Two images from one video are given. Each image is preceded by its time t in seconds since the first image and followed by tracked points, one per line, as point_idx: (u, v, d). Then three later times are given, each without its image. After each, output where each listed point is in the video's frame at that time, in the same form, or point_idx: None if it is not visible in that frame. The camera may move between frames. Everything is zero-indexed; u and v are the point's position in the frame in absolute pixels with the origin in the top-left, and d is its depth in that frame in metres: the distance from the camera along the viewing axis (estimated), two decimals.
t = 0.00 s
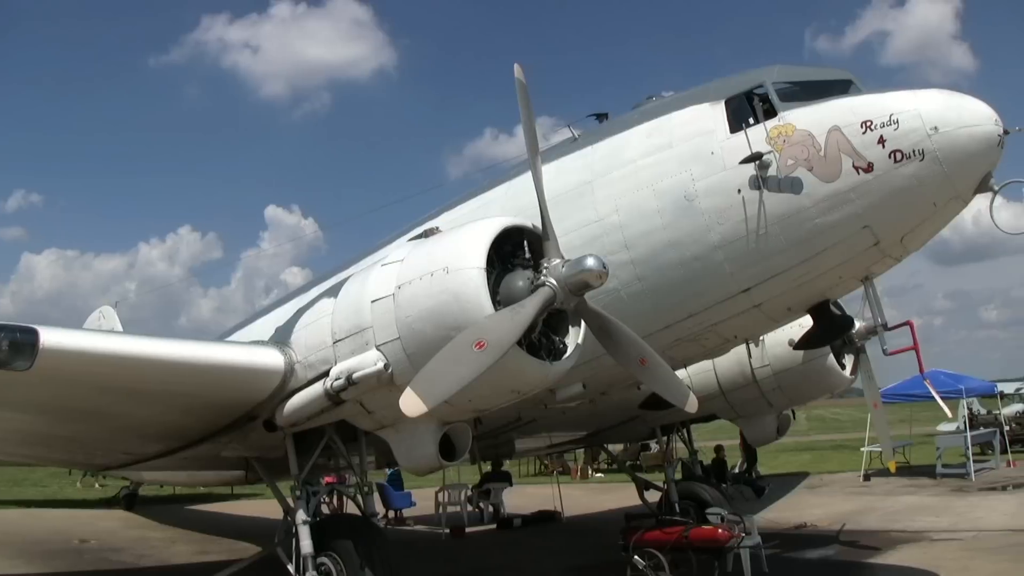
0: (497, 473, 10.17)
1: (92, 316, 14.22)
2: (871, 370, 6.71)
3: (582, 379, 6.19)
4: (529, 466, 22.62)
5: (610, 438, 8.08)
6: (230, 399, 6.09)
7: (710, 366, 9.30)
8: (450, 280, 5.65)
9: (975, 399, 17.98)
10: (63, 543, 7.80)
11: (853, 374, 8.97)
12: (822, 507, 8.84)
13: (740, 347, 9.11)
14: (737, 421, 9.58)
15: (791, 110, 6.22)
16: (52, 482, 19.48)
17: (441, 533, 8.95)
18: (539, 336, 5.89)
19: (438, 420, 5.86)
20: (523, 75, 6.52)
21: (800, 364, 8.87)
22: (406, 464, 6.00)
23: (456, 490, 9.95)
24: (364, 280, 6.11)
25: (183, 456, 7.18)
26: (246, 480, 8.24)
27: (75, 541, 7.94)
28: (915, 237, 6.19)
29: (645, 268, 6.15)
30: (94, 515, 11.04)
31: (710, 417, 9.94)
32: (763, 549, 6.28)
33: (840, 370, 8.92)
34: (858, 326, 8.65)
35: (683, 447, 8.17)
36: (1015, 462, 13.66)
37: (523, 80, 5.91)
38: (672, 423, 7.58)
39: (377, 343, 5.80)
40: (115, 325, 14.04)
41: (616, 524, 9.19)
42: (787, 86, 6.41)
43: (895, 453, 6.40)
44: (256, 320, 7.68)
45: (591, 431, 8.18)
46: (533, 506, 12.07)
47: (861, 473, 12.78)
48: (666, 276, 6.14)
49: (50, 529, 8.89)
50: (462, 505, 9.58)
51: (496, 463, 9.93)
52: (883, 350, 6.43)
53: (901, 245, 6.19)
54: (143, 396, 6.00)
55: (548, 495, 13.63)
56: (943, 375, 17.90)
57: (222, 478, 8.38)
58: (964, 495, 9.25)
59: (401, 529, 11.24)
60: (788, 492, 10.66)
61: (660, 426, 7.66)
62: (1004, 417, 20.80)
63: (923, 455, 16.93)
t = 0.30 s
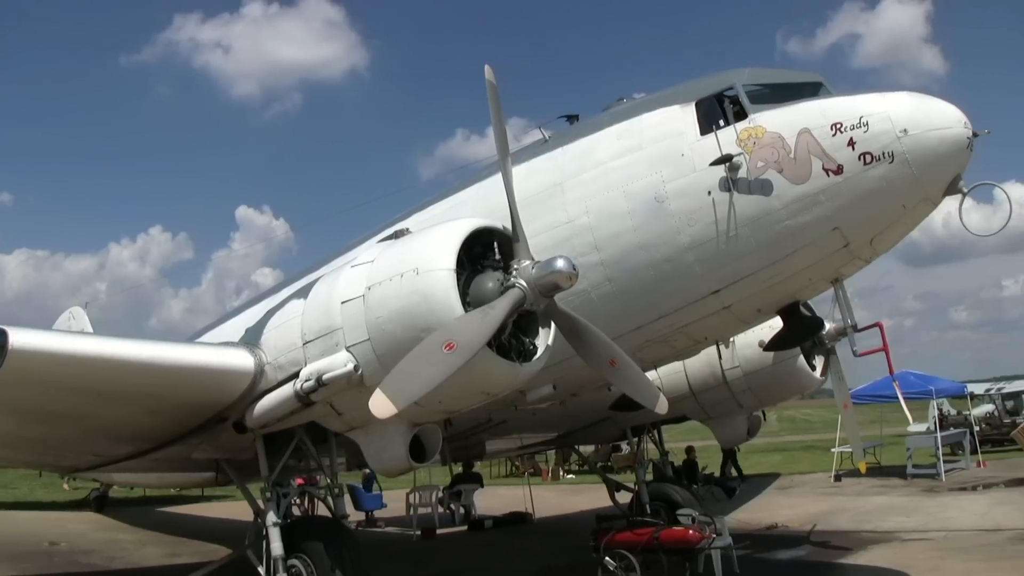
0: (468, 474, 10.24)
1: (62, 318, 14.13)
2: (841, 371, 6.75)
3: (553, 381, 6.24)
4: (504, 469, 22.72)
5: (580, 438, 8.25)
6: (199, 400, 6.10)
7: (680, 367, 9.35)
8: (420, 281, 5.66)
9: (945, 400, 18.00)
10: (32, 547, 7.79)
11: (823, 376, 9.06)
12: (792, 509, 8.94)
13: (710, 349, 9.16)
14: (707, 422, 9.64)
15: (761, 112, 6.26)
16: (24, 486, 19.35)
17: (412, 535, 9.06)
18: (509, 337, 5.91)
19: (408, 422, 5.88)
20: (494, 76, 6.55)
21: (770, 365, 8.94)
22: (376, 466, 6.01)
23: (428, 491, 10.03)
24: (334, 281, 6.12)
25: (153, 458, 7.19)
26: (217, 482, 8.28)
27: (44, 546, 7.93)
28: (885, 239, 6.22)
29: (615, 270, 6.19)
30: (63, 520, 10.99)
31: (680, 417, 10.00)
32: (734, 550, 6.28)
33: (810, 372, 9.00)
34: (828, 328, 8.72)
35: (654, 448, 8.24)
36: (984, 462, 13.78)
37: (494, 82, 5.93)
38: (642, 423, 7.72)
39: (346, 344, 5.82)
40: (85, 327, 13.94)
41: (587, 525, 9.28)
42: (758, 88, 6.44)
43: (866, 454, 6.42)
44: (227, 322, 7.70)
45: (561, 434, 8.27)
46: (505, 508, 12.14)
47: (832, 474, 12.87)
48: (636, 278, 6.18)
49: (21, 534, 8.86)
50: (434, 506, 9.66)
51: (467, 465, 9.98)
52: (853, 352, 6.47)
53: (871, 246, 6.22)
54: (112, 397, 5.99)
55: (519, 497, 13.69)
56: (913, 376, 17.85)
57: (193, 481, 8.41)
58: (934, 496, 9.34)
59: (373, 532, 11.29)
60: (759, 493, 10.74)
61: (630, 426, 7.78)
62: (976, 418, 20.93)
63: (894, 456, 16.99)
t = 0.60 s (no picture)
0: (438, 477, 10.30)
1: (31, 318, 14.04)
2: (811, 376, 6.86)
3: (523, 385, 6.30)
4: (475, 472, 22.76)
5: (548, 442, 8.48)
6: (168, 402, 6.10)
7: (650, 370, 9.35)
8: (390, 283, 5.67)
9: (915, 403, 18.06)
10: None
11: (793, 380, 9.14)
12: (761, 512, 9.06)
13: (681, 352, 9.17)
14: (678, 425, 9.71)
15: (733, 116, 6.28)
16: None
17: (383, 538, 9.30)
18: (479, 340, 5.93)
19: (377, 425, 5.89)
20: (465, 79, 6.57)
21: (741, 370, 8.95)
22: (346, 469, 6.02)
23: (399, 494, 10.09)
24: (304, 283, 6.12)
25: (122, 460, 7.20)
26: (187, 485, 8.30)
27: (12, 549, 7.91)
28: (855, 243, 6.25)
29: (585, 273, 6.22)
30: (30, 523, 10.94)
31: (651, 421, 10.01)
32: (704, 553, 6.29)
33: (781, 376, 9.01)
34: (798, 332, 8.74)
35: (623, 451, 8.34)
36: (952, 465, 13.91)
37: (465, 85, 5.95)
38: (610, 428, 7.89)
39: (316, 347, 5.82)
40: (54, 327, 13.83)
41: (557, 528, 9.40)
42: (729, 93, 6.47)
43: (836, 457, 6.43)
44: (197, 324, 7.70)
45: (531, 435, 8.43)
46: (475, 510, 12.25)
47: (802, 477, 12.95)
48: (606, 281, 6.21)
49: None
50: (404, 509, 9.79)
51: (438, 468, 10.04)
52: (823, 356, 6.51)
53: (841, 251, 6.25)
54: (80, 399, 5.97)
55: (490, 500, 13.77)
56: (883, 380, 17.84)
57: (163, 483, 8.45)
58: (903, 499, 9.43)
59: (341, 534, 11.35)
60: (731, 496, 10.80)
61: (600, 430, 7.95)
62: (946, 422, 21.18)
63: (863, 459, 17.07)
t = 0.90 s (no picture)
0: (408, 481, 10.36)
1: None
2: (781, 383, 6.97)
3: (493, 389, 6.36)
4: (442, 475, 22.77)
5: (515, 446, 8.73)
6: (138, 403, 6.11)
7: (620, 376, 9.43)
8: (360, 286, 5.68)
9: (884, 410, 18.13)
10: None
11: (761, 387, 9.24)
12: (729, 518, 9.18)
13: (650, 358, 9.27)
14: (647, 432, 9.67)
15: (705, 123, 6.31)
16: None
17: (352, 541, 9.54)
18: (449, 344, 5.93)
19: (347, 428, 5.91)
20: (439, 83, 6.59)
21: (710, 376, 9.08)
22: (315, 472, 6.04)
23: (367, 498, 10.15)
24: (274, 285, 6.13)
25: (91, 460, 7.21)
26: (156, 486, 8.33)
27: None
28: (825, 251, 6.30)
29: (556, 278, 6.25)
30: None
31: (620, 426, 10.05)
32: (672, 559, 6.32)
33: (750, 383, 9.15)
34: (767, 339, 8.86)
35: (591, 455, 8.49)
36: (919, 472, 14.05)
37: (438, 89, 5.97)
38: (578, 432, 8.11)
39: (286, 349, 5.83)
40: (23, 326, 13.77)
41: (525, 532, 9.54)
42: (702, 100, 6.51)
43: (804, 463, 6.46)
44: (167, 325, 7.71)
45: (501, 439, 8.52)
46: (443, 514, 12.35)
47: (772, 484, 13.03)
48: (577, 286, 6.23)
49: None
50: (372, 512, 9.88)
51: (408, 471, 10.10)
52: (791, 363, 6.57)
53: (811, 259, 6.29)
54: (49, 399, 5.96)
55: (459, 504, 13.81)
56: (853, 388, 17.85)
57: (132, 483, 8.47)
58: (872, 505, 9.53)
59: (308, 538, 11.39)
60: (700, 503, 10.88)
61: (569, 434, 8.20)
62: (916, 429, 21.24)
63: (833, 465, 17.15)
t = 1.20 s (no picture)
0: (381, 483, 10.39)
1: None
2: (755, 386, 7.01)
3: (465, 391, 6.39)
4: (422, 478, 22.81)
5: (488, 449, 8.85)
6: (110, 403, 6.11)
7: (593, 379, 9.46)
8: (333, 287, 5.69)
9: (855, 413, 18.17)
10: None
11: (734, 390, 9.31)
12: (701, 521, 9.24)
13: (624, 361, 9.31)
14: (621, 434, 9.73)
15: (679, 127, 6.35)
16: None
17: (325, 542, 9.55)
18: (422, 346, 5.95)
19: (319, 429, 5.93)
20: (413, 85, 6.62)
21: (682, 379, 9.12)
22: (288, 473, 6.05)
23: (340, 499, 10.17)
24: (247, 286, 6.15)
25: (62, 460, 7.21)
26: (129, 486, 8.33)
27: None
28: (797, 256, 6.34)
29: (529, 280, 6.28)
30: None
31: (593, 429, 10.09)
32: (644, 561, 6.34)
33: (723, 386, 9.18)
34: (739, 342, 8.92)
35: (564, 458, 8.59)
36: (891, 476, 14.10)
37: (412, 91, 6.00)
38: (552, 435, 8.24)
39: (259, 350, 5.84)
40: None
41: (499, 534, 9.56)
42: (676, 103, 6.54)
43: (776, 466, 6.48)
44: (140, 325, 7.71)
45: (473, 441, 8.57)
46: (416, 516, 12.37)
47: (745, 486, 13.07)
48: (550, 289, 6.26)
49: None
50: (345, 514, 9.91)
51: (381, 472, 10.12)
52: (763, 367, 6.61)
53: (784, 263, 6.31)
54: (21, 398, 5.95)
55: (433, 506, 13.81)
56: (822, 391, 17.84)
57: (104, 483, 8.46)
58: (845, 509, 9.60)
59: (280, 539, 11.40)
60: (673, 506, 10.92)
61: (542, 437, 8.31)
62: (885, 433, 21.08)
63: (805, 468, 17.22)
